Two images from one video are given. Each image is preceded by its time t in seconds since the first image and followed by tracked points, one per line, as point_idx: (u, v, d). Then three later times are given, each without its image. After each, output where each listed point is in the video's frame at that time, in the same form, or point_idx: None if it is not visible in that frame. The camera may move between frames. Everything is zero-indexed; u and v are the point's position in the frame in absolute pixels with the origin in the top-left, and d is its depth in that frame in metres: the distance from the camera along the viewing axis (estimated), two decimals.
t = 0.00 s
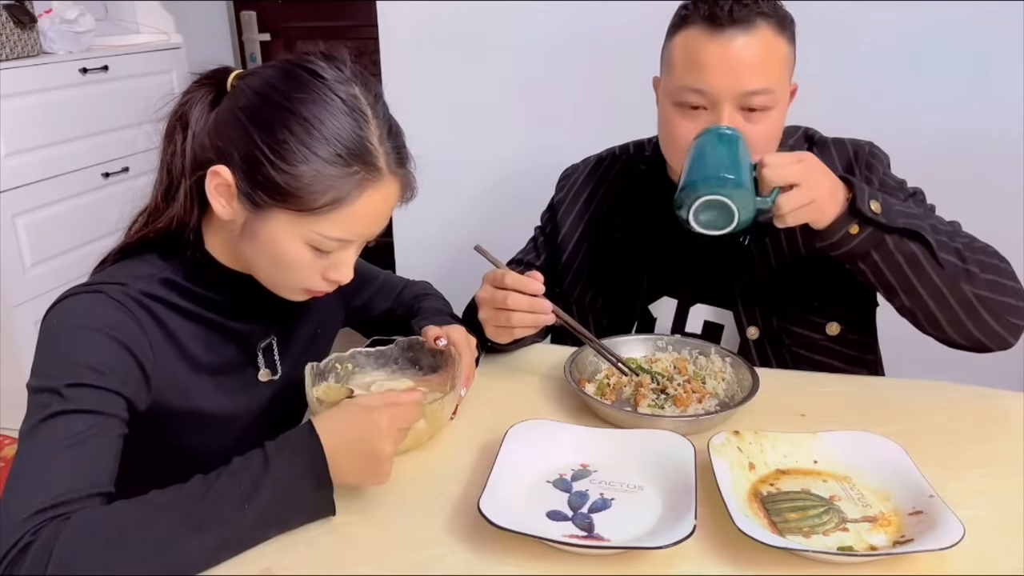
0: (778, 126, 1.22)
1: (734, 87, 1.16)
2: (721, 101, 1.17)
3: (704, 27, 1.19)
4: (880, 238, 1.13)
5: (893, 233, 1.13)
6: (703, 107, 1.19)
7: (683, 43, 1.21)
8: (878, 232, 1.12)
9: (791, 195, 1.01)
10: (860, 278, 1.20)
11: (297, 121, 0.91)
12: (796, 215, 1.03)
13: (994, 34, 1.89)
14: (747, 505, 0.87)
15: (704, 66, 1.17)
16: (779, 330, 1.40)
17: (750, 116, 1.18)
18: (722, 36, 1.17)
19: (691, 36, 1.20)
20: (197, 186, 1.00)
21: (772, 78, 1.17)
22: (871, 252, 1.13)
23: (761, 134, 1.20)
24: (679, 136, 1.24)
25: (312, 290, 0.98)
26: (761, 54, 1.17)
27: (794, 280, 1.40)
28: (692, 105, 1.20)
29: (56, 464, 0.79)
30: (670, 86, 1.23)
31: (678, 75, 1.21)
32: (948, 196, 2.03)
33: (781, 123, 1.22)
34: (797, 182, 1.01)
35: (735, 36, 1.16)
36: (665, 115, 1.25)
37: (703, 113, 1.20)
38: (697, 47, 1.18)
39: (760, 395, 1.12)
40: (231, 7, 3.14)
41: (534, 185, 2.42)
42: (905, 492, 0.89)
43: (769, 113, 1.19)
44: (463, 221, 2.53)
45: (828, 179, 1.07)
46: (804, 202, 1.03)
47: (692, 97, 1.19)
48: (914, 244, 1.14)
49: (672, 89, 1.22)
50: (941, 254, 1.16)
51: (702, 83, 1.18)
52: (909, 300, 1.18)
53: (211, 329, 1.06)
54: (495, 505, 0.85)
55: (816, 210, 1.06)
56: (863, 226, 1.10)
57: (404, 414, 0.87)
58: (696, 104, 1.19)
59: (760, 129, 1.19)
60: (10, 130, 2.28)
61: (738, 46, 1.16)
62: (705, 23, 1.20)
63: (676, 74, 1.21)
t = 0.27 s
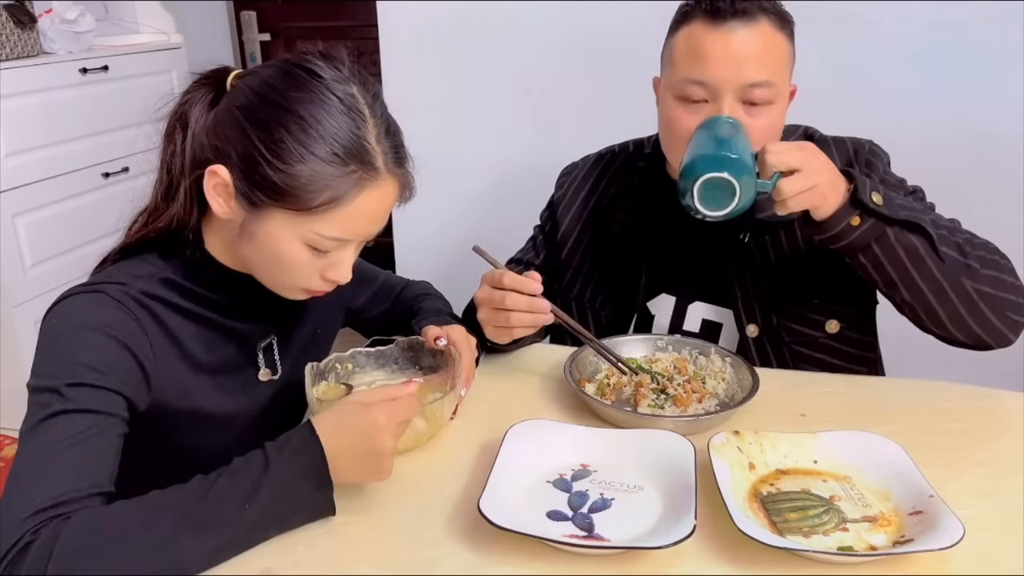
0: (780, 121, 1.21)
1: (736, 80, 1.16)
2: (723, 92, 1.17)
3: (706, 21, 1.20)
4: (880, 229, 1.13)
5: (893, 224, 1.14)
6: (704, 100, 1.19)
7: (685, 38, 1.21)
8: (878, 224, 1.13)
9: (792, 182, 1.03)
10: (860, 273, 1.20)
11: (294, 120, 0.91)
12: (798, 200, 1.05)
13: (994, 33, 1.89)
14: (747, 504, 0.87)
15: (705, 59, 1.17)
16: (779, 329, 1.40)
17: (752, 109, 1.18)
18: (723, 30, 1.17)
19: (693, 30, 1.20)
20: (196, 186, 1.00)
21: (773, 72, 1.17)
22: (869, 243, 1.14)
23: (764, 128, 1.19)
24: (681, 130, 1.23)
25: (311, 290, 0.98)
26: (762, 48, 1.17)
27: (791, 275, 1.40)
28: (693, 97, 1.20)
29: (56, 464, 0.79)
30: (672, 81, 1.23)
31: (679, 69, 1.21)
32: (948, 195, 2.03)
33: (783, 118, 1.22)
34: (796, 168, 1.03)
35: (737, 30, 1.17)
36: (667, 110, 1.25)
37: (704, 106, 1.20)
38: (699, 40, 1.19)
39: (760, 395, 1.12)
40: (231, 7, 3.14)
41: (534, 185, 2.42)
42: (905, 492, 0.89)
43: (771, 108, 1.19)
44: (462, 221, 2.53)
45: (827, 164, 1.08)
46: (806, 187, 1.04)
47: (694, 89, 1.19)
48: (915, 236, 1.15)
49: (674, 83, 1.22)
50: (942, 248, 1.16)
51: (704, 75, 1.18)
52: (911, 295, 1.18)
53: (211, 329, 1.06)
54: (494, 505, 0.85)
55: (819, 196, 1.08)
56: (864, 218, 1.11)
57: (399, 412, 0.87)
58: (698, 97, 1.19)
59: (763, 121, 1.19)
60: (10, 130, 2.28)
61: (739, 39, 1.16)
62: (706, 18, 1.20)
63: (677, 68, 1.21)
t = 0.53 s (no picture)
0: (778, 122, 1.21)
1: (735, 81, 1.16)
2: (723, 95, 1.17)
3: (705, 23, 1.19)
4: (881, 225, 1.13)
5: (894, 220, 1.14)
6: (703, 102, 1.19)
7: (684, 39, 1.21)
8: (880, 219, 1.13)
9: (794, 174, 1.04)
10: (860, 270, 1.20)
11: (287, 115, 0.91)
12: (802, 193, 1.06)
13: (994, 33, 1.89)
14: (747, 505, 0.87)
15: (704, 61, 1.17)
16: (779, 329, 1.40)
17: (751, 111, 1.18)
18: (723, 32, 1.17)
19: (692, 32, 1.20)
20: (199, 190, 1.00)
21: (772, 73, 1.17)
22: (870, 237, 1.14)
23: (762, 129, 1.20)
24: (680, 131, 1.23)
25: (313, 288, 0.98)
26: (761, 49, 1.17)
27: (791, 275, 1.40)
28: (693, 99, 1.20)
29: (57, 463, 0.79)
30: (671, 82, 1.23)
31: (678, 71, 1.21)
32: (948, 195, 2.03)
33: (782, 119, 1.22)
34: (798, 160, 1.04)
35: (735, 31, 1.17)
36: (666, 111, 1.25)
37: (704, 108, 1.20)
38: (698, 42, 1.18)
39: (760, 395, 1.12)
40: (231, 7, 3.14)
41: (534, 185, 2.42)
42: (905, 492, 0.89)
43: (769, 109, 1.19)
44: (462, 221, 2.53)
45: (829, 159, 1.08)
46: (808, 179, 1.05)
47: (694, 91, 1.19)
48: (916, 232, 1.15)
49: (674, 85, 1.22)
50: (942, 245, 1.16)
51: (703, 77, 1.18)
52: (911, 292, 1.18)
53: (212, 329, 1.06)
54: (494, 505, 0.85)
55: (823, 189, 1.08)
56: (866, 214, 1.12)
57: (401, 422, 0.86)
58: (698, 99, 1.19)
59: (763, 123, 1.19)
60: (10, 130, 2.28)
61: (738, 41, 1.16)
62: (705, 20, 1.20)
63: (677, 70, 1.21)
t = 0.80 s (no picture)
0: (777, 123, 1.21)
1: (734, 81, 1.17)
2: (722, 95, 1.17)
3: (704, 23, 1.19)
4: (880, 224, 1.13)
5: (894, 219, 1.14)
6: (702, 102, 1.19)
7: (683, 39, 1.21)
8: (879, 218, 1.13)
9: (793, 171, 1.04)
10: (859, 269, 1.20)
11: (286, 118, 0.91)
12: (801, 190, 1.05)
13: (993, 33, 1.89)
14: (747, 505, 0.87)
15: (703, 61, 1.18)
16: (778, 329, 1.40)
17: (750, 111, 1.18)
18: (722, 32, 1.17)
19: (691, 33, 1.20)
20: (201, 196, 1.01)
21: (772, 73, 1.17)
22: (869, 237, 1.14)
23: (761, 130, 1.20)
24: (678, 131, 1.23)
25: (320, 292, 0.98)
26: (760, 49, 1.17)
27: (790, 274, 1.40)
28: (692, 99, 1.20)
29: (62, 461, 0.79)
30: (670, 82, 1.23)
31: (677, 71, 1.21)
32: (947, 196, 2.03)
33: (781, 119, 1.22)
34: (795, 158, 1.04)
35: (734, 32, 1.17)
36: (664, 110, 1.24)
37: (703, 108, 1.20)
38: (697, 43, 1.19)
39: (760, 395, 1.12)
40: (231, 7, 3.14)
41: (533, 185, 2.42)
42: (905, 492, 0.89)
43: (768, 110, 1.19)
44: (462, 222, 2.53)
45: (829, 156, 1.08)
46: (808, 175, 1.05)
47: (693, 91, 1.19)
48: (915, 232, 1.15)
49: (673, 85, 1.22)
50: (942, 245, 1.16)
51: (703, 77, 1.18)
52: (911, 292, 1.18)
53: (213, 327, 1.06)
54: (495, 505, 0.85)
55: (824, 186, 1.08)
56: (865, 214, 1.12)
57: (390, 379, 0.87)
58: (697, 99, 1.19)
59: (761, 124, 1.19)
60: (10, 130, 2.28)
61: (737, 41, 1.16)
62: (704, 20, 1.20)
63: (676, 70, 1.21)
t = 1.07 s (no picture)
0: (777, 120, 1.21)
1: (735, 77, 1.17)
2: (723, 89, 1.17)
3: (705, 19, 1.20)
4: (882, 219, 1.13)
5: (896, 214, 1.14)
6: (703, 98, 1.19)
7: (684, 36, 1.21)
8: (880, 214, 1.13)
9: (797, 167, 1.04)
10: (859, 265, 1.20)
11: (269, 129, 0.91)
12: (803, 183, 1.06)
13: (994, 33, 1.89)
14: (747, 505, 0.87)
15: (704, 57, 1.18)
16: (778, 328, 1.40)
17: (750, 107, 1.18)
18: (722, 28, 1.18)
19: (692, 29, 1.20)
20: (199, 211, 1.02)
21: (773, 69, 1.17)
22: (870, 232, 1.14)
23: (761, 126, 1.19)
24: (678, 127, 1.23)
25: (320, 306, 0.97)
26: (761, 46, 1.17)
27: (790, 273, 1.40)
28: (692, 94, 1.20)
29: (65, 463, 0.80)
30: (671, 79, 1.23)
31: (678, 67, 1.21)
32: (947, 196, 2.03)
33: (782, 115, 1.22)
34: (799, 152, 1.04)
35: (735, 28, 1.18)
36: (664, 108, 1.24)
37: (703, 104, 1.20)
38: (698, 39, 1.19)
39: (760, 395, 1.12)
40: (231, 7, 3.13)
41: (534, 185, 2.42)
42: (905, 492, 0.89)
43: (769, 106, 1.19)
44: (463, 223, 2.53)
45: (832, 150, 1.08)
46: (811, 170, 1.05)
47: (694, 86, 1.19)
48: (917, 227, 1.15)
49: (673, 81, 1.22)
50: (944, 241, 1.16)
51: (703, 73, 1.18)
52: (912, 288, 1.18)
53: (213, 328, 1.06)
54: (495, 505, 0.85)
55: (826, 179, 1.08)
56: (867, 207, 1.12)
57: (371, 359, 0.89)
58: (698, 94, 1.19)
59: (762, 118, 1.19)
60: (10, 130, 2.28)
61: (737, 37, 1.17)
62: (706, 17, 1.21)
63: (677, 66, 1.22)
